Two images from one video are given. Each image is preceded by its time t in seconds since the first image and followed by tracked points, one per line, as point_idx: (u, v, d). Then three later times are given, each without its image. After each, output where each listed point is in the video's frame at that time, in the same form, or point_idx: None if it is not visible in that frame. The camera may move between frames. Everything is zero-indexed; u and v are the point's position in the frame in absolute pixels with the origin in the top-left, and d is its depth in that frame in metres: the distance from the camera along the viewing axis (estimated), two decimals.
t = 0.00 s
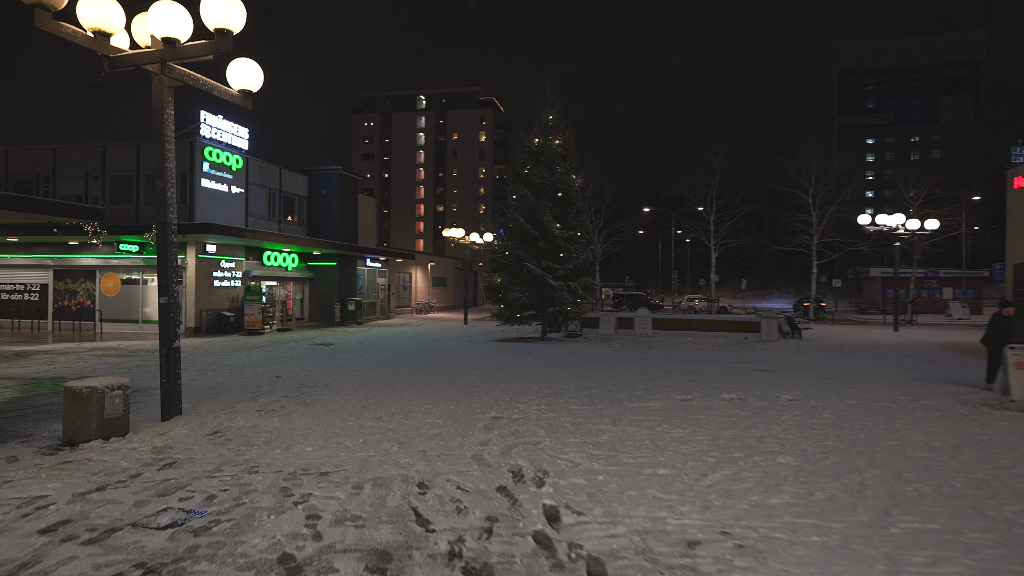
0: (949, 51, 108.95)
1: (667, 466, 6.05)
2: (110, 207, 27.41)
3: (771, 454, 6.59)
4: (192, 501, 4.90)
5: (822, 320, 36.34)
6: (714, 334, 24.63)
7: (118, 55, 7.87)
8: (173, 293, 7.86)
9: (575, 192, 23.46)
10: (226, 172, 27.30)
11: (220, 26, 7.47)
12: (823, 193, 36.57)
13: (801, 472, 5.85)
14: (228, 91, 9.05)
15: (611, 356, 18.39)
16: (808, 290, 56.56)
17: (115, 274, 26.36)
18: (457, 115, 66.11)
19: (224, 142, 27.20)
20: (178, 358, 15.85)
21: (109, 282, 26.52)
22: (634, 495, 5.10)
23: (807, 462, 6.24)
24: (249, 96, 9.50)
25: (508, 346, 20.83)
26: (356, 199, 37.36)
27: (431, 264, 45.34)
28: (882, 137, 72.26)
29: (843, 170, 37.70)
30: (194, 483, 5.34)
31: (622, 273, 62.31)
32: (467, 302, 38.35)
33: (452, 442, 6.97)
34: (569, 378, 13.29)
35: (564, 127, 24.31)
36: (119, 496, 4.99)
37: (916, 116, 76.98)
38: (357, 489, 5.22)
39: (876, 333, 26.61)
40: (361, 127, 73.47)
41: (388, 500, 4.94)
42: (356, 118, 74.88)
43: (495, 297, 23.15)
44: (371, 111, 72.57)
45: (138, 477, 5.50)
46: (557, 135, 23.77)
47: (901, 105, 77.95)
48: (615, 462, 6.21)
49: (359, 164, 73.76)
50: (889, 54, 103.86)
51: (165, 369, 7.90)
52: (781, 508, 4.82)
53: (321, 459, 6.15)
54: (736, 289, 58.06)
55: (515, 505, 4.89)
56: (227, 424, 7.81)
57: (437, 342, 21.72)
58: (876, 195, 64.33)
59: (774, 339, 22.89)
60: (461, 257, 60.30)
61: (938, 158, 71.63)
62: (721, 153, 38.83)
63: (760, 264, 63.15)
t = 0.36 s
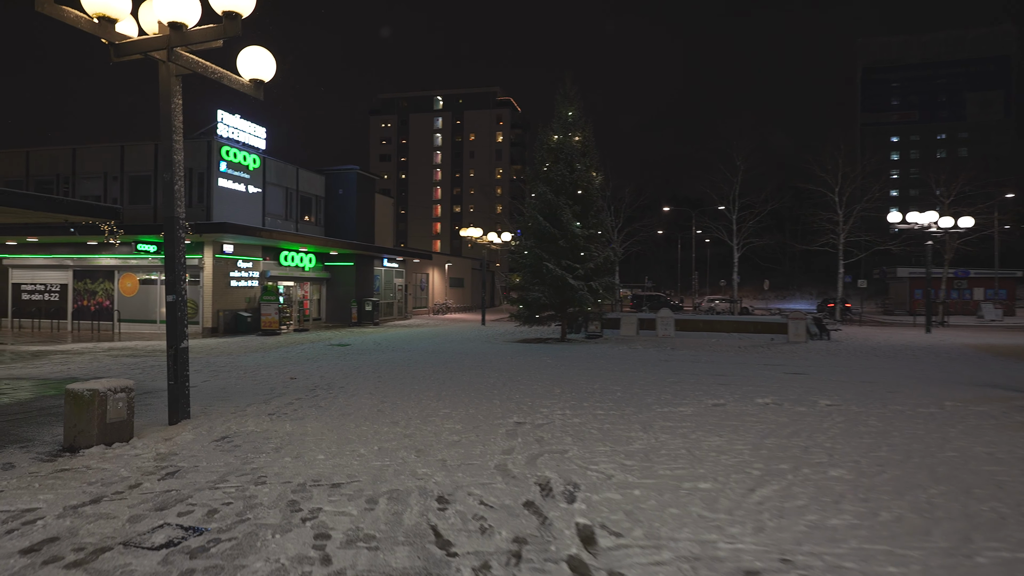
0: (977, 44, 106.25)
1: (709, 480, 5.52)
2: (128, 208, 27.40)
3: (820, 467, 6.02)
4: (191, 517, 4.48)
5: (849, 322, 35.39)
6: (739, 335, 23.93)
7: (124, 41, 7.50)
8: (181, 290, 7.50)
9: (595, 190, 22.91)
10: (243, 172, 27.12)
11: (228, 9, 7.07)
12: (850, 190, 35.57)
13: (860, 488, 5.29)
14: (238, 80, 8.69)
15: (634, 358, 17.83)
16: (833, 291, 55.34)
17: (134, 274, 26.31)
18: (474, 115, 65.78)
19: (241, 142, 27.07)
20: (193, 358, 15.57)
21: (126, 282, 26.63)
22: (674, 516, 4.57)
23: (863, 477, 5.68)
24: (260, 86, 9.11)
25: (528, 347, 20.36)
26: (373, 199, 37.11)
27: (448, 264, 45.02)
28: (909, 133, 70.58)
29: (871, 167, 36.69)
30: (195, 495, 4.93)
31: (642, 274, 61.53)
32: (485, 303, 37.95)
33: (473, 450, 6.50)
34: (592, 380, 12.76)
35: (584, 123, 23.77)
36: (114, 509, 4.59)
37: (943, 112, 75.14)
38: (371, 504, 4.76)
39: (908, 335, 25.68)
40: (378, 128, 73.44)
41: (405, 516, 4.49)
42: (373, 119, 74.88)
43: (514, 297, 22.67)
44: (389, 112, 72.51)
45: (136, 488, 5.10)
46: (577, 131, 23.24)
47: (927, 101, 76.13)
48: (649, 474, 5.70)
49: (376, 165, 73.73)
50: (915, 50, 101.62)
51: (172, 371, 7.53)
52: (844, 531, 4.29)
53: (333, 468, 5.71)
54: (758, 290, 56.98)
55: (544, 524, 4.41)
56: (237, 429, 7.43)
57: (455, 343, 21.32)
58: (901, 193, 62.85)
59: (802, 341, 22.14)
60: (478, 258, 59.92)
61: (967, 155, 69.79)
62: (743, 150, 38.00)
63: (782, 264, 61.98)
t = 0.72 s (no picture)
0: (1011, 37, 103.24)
1: (769, 498, 4.98)
2: (152, 208, 27.45)
3: (891, 483, 5.44)
4: (204, 536, 4.08)
5: (882, 323, 34.33)
6: (770, 336, 23.18)
7: (139, 29, 7.17)
8: (197, 289, 7.15)
9: (621, 188, 22.33)
10: (265, 172, 27.01)
11: None
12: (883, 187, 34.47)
13: (943, 510, 4.71)
14: (258, 70, 8.33)
15: (663, 360, 17.25)
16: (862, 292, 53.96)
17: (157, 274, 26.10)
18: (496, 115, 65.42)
19: (263, 142, 26.99)
20: (215, 359, 15.35)
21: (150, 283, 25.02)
22: (738, 542, 4.06)
23: (942, 496, 5.09)
24: (279, 77, 8.74)
25: (554, 349, 19.87)
26: (394, 199, 36.88)
27: (469, 264, 44.66)
28: (941, 130, 68.68)
29: (904, 164, 35.53)
30: (209, 511, 4.53)
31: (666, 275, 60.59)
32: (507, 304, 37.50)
33: (506, 461, 6.04)
34: (623, 384, 12.23)
35: (610, 119, 23.19)
36: (120, 527, 4.20)
37: (977, 108, 73.01)
38: (400, 523, 4.31)
39: (948, 338, 24.69)
40: (400, 129, 73.49)
41: (438, 538, 4.04)
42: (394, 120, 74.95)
43: (538, 298, 22.17)
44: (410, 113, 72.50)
45: (147, 502, 4.72)
46: (603, 128, 22.67)
47: (960, 96, 74.09)
48: (702, 490, 5.18)
49: (397, 166, 73.76)
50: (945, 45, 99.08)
51: (189, 374, 7.19)
52: (939, 563, 3.75)
53: (357, 481, 5.28)
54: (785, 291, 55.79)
55: (593, 550, 3.93)
56: (256, 435, 7.05)
57: (478, 345, 20.89)
58: (934, 191, 61.12)
59: (837, 343, 21.36)
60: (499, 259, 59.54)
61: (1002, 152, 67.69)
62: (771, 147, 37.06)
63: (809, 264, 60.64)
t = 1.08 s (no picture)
0: None
1: (836, 520, 4.42)
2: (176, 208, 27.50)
3: (972, 503, 4.83)
4: (206, 559, 3.67)
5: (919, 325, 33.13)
6: (804, 338, 22.33)
7: (150, 14, 6.85)
8: (210, 288, 6.80)
9: (648, 184, 21.71)
10: (287, 172, 26.87)
11: None
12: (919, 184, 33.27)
13: None
14: (274, 58, 7.96)
15: (693, 362, 16.61)
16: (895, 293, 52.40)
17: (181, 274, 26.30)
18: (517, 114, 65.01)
19: (285, 142, 26.89)
20: (234, 360, 15.12)
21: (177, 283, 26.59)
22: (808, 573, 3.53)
23: None
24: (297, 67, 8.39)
25: (579, 351, 19.33)
26: (416, 199, 36.61)
27: (491, 265, 44.28)
28: (976, 126, 66.58)
29: (941, 160, 34.29)
30: (213, 529, 4.12)
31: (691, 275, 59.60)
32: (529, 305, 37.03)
33: (537, 473, 5.55)
34: (654, 388, 11.65)
35: (636, 114, 22.58)
36: (115, 547, 3.81)
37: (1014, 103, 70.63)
38: (422, 547, 3.85)
39: (992, 340, 23.59)
40: (421, 130, 73.47)
41: (464, 567, 3.58)
42: (416, 121, 74.94)
43: (562, 298, 21.64)
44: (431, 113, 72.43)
45: (148, 517, 4.34)
46: (629, 124, 22.10)
47: (996, 91, 71.78)
48: (757, 510, 4.64)
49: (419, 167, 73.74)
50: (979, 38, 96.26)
51: (202, 376, 6.84)
52: None
53: (375, 495, 4.84)
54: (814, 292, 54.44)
55: None
56: (271, 441, 6.67)
57: (501, 346, 20.44)
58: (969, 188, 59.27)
59: (875, 345, 20.47)
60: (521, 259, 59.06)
61: None
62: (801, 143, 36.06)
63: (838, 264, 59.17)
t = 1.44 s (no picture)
0: None
1: (923, 554, 3.82)
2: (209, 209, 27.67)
3: None
4: None
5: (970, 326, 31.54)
6: (849, 340, 21.32)
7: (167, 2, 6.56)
8: (227, 287, 6.48)
9: (683, 181, 20.99)
10: (317, 172, 26.84)
11: None
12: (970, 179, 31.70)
13: None
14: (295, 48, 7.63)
15: (732, 365, 15.90)
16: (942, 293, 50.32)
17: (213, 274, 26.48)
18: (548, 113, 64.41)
19: (315, 142, 26.86)
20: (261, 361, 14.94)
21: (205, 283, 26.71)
22: None
23: None
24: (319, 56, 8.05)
25: (612, 352, 18.73)
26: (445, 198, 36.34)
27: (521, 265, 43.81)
28: None
29: (993, 153, 32.65)
30: (218, 553, 3.74)
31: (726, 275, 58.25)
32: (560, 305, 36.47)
33: (573, 490, 5.05)
34: (695, 394, 11.02)
35: (671, 109, 21.88)
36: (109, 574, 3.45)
37: None
38: None
39: None
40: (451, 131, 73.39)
41: None
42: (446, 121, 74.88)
43: (595, 298, 21.06)
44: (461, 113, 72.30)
45: (150, 536, 3.99)
46: (663, 118, 21.40)
47: None
48: (827, 539, 4.06)
49: (449, 167, 73.68)
50: None
51: (220, 381, 6.52)
52: None
53: (397, 514, 4.41)
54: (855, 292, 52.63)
55: None
56: (290, 449, 6.31)
57: (531, 347, 19.96)
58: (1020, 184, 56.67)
59: (925, 348, 19.40)
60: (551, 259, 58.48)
61: None
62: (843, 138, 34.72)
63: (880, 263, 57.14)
